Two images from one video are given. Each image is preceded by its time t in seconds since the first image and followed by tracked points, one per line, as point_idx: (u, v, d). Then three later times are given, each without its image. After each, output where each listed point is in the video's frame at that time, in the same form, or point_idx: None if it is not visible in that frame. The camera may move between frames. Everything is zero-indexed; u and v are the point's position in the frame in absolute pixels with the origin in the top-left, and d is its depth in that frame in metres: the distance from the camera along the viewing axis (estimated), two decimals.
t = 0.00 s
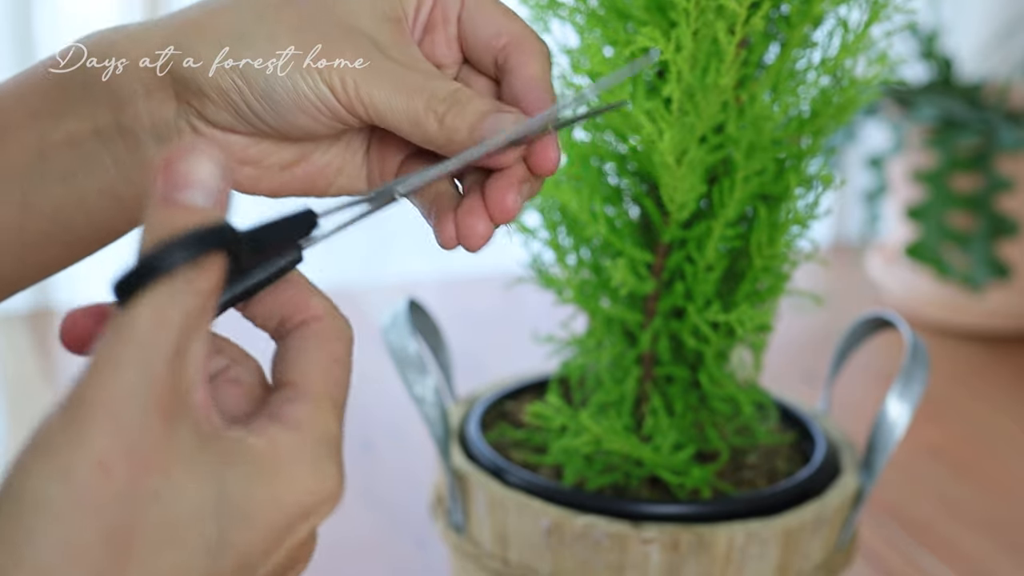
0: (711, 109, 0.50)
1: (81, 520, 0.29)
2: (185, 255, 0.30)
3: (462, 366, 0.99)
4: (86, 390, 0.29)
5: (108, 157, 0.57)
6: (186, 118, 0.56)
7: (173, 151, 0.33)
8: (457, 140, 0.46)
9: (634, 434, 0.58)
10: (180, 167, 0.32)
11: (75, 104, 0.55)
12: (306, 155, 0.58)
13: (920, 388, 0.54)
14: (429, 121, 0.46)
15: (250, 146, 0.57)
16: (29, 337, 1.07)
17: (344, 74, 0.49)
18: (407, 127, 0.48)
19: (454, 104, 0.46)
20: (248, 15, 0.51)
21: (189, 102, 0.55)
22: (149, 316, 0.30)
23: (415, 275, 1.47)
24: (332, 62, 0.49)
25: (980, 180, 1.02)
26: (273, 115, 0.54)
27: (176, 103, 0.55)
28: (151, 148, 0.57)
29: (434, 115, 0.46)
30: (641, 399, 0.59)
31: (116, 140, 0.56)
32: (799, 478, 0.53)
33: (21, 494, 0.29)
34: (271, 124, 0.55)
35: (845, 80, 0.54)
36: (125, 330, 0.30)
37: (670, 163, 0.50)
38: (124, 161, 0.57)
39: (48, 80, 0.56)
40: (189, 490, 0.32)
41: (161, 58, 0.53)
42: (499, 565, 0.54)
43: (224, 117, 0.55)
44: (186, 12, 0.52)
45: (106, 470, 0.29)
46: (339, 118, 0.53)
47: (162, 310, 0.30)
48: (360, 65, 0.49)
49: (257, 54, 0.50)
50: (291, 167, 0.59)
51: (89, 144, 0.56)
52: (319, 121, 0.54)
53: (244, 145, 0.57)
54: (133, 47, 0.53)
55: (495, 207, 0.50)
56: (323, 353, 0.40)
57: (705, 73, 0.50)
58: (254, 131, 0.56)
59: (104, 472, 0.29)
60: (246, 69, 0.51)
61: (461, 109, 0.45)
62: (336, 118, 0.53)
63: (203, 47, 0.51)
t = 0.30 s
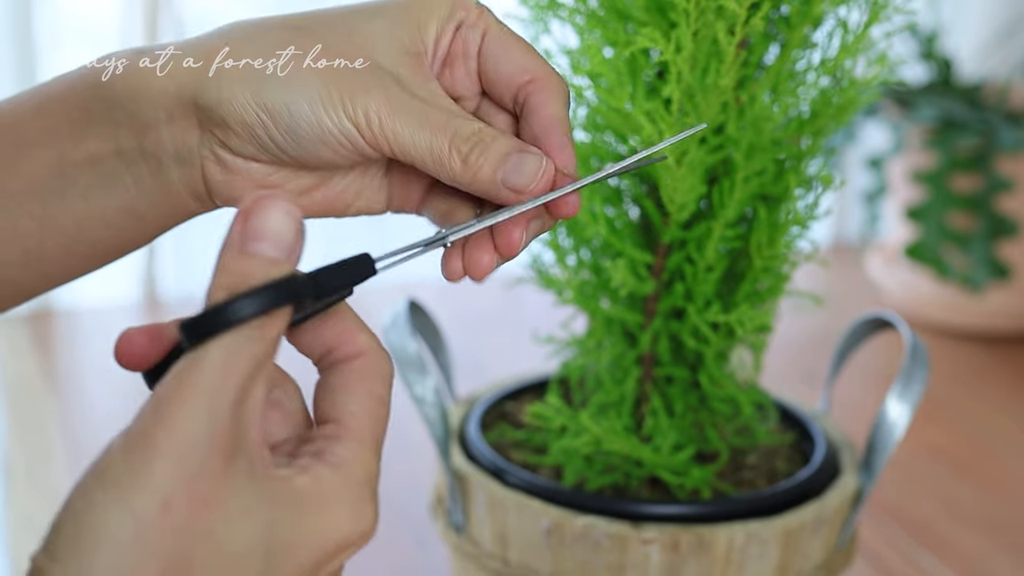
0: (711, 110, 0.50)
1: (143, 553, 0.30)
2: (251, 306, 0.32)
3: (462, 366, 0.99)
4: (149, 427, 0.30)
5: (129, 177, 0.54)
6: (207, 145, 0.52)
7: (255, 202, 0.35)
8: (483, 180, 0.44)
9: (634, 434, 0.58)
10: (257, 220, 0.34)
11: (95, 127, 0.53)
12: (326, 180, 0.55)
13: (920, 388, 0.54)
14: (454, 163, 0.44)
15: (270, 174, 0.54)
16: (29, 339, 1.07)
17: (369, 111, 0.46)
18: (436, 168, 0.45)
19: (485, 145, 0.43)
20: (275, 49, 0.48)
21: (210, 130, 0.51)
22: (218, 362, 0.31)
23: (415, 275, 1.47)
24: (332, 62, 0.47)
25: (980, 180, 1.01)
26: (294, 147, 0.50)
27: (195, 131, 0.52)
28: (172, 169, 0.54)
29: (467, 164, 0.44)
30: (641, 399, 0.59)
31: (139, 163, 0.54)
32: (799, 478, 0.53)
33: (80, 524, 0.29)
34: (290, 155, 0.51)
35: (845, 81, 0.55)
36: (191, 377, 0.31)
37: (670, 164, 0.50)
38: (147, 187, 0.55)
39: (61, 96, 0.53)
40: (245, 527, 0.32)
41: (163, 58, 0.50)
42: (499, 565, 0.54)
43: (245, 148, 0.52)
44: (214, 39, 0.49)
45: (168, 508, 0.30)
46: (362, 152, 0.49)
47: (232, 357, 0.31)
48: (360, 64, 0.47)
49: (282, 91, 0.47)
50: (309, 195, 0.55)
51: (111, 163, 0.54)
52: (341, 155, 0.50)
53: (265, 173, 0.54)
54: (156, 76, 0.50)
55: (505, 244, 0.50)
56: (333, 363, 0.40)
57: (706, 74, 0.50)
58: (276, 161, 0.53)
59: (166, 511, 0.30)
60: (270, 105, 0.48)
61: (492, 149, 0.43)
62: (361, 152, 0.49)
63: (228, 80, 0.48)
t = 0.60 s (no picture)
0: (711, 110, 0.50)
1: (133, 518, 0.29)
2: (237, 278, 0.30)
3: (462, 367, 0.99)
4: (142, 400, 0.29)
5: (146, 185, 0.54)
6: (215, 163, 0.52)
7: (232, 192, 0.32)
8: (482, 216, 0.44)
9: (633, 434, 0.59)
10: (236, 207, 0.31)
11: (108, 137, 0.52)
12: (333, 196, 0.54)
13: (919, 388, 0.54)
14: (455, 206, 0.45)
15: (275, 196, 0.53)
16: (28, 337, 1.07)
17: (372, 147, 0.46)
18: (438, 202, 0.46)
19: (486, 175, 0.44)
20: (277, 76, 0.47)
21: (216, 151, 0.51)
22: (205, 331, 0.29)
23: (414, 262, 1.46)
24: (332, 61, 0.47)
25: (980, 180, 1.02)
26: (299, 179, 0.50)
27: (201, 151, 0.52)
28: (188, 177, 0.54)
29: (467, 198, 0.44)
30: (641, 400, 0.59)
31: (156, 170, 0.54)
32: (799, 478, 0.53)
33: (80, 495, 0.29)
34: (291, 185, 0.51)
35: (844, 81, 0.55)
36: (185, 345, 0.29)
37: (670, 164, 0.50)
38: (164, 191, 0.55)
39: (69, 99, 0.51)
40: (241, 493, 0.30)
41: (162, 58, 0.49)
42: (499, 565, 0.54)
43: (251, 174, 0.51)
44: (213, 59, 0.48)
45: (160, 471, 0.29)
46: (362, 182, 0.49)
47: (219, 326, 0.29)
48: (359, 66, 0.47)
49: (286, 125, 0.47)
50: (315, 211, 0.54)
51: (128, 171, 0.53)
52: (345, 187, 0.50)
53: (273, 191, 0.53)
54: (156, 97, 0.49)
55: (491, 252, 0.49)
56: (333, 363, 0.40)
57: (706, 75, 0.50)
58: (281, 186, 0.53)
59: (156, 473, 0.29)
60: (273, 137, 0.48)
61: (494, 180, 0.44)
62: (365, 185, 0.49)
63: (230, 107, 0.48)
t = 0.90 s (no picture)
0: (711, 110, 0.50)
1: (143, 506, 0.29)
2: (250, 269, 0.29)
3: (462, 367, 0.99)
4: (159, 387, 0.30)
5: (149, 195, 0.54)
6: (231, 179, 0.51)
7: (249, 181, 0.31)
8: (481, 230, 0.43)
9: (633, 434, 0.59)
10: (253, 197, 0.31)
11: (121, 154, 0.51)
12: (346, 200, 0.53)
13: (919, 388, 0.54)
14: (455, 217, 0.44)
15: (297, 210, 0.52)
16: (29, 337, 1.07)
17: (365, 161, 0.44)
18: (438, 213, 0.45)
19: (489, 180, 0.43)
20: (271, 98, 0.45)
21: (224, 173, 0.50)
22: (217, 322, 0.29)
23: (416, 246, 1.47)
24: (332, 61, 0.47)
25: (980, 181, 1.02)
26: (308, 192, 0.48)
27: (212, 172, 0.51)
28: (205, 191, 0.53)
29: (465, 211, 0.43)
30: (641, 400, 0.60)
31: (171, 186, 0.53)
32: (799, 478, 0.53)
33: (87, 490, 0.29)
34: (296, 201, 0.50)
35: (844, 81, 0.55)
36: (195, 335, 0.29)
37: (670, 164, 0.50)
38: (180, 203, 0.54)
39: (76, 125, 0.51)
40: (253, 481, 0.31)
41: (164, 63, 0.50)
42: (499, 565, 0.54)
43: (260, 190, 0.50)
44: (213, 87, 0.47)
45: (171, 458, 0.29)
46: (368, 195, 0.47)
47: (232, 317, 0.29)
48: (360, 65, 0.47)
49: (281, 146, 0.45)
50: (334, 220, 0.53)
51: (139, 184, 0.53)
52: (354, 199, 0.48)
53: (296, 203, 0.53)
54: (159, 127, 0.48)
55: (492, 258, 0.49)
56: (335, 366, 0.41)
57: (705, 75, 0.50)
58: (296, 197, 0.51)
59: (169, 458, 0.29)
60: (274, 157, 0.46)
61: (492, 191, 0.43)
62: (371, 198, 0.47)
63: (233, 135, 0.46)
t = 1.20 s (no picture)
0: (711, 110, 0.50)
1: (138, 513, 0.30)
2: (274, 302, 0.31)
3: (462, 367, 0.99)
4: (167, 394, 0.31)
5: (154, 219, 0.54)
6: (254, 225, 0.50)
7: (289, 212, 0.34)
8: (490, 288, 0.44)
9: (634, 434, 0.59)
10: (293, 227, 0.33)
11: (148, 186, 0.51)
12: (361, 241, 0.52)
13: (919, 388, 0.54)
14: (465, 274, 0.45)
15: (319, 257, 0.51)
16: (29, 335, 1.07)
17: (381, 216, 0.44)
18: (447, 267, 0.45)
19: (499, 239, 0.44)
20: (296, 145, 0.45)
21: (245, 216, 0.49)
22: (239, 344, 0.31)
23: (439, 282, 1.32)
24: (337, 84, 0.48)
25: (979, 180, 1.02)
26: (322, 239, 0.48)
27: (235, 218, 0.51)
28: (230, 233, 0.53)
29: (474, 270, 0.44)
30: (641, 400, 0.60)
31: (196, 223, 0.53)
32: (799, 478, 0.53)
33: (88, 489, 0.29)
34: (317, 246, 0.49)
35: (844, 81, 0.55)
36: (212, 353, 0.31)
37: (670, 165, 0.50)
38: (203, 239, 0.54)
39: (104, 156, 0.51)
40: (251, 498, 0.31)
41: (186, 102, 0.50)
42: (499, 565, 0.54)
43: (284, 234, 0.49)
44: (236, 135, 0.46)
45: (171, 463, 0.30)
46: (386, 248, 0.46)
47: (254, 340, 0.31)
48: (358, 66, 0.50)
49: (303, 195, 0.45)
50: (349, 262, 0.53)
51: (161, 220, 0.53)
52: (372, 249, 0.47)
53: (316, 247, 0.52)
54: (186, 169, 0.48)
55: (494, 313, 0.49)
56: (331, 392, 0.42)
57: (706, 75, 0.50)
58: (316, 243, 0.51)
59: (168, 462, 0.30)
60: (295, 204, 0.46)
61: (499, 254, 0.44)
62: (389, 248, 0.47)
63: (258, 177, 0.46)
